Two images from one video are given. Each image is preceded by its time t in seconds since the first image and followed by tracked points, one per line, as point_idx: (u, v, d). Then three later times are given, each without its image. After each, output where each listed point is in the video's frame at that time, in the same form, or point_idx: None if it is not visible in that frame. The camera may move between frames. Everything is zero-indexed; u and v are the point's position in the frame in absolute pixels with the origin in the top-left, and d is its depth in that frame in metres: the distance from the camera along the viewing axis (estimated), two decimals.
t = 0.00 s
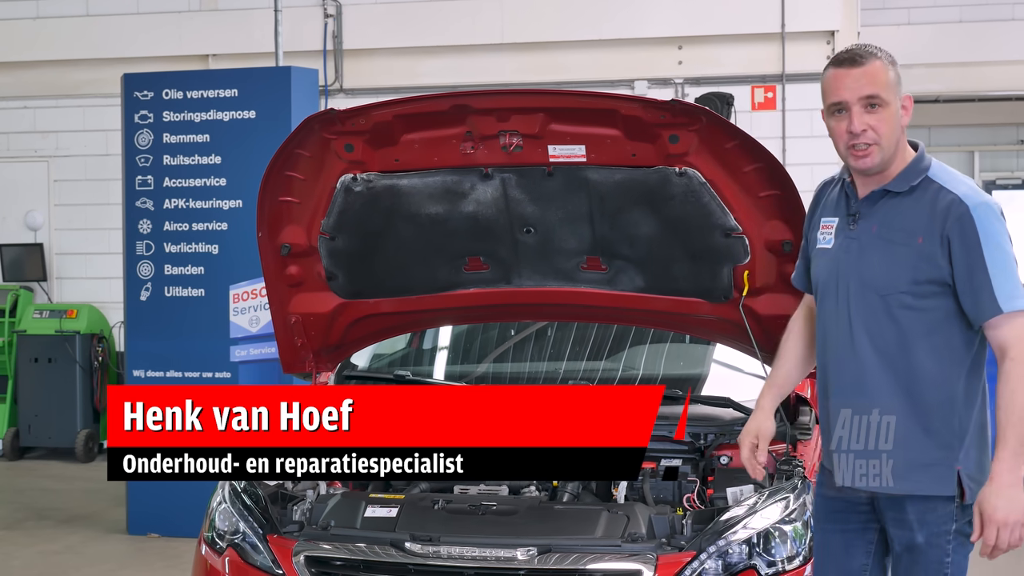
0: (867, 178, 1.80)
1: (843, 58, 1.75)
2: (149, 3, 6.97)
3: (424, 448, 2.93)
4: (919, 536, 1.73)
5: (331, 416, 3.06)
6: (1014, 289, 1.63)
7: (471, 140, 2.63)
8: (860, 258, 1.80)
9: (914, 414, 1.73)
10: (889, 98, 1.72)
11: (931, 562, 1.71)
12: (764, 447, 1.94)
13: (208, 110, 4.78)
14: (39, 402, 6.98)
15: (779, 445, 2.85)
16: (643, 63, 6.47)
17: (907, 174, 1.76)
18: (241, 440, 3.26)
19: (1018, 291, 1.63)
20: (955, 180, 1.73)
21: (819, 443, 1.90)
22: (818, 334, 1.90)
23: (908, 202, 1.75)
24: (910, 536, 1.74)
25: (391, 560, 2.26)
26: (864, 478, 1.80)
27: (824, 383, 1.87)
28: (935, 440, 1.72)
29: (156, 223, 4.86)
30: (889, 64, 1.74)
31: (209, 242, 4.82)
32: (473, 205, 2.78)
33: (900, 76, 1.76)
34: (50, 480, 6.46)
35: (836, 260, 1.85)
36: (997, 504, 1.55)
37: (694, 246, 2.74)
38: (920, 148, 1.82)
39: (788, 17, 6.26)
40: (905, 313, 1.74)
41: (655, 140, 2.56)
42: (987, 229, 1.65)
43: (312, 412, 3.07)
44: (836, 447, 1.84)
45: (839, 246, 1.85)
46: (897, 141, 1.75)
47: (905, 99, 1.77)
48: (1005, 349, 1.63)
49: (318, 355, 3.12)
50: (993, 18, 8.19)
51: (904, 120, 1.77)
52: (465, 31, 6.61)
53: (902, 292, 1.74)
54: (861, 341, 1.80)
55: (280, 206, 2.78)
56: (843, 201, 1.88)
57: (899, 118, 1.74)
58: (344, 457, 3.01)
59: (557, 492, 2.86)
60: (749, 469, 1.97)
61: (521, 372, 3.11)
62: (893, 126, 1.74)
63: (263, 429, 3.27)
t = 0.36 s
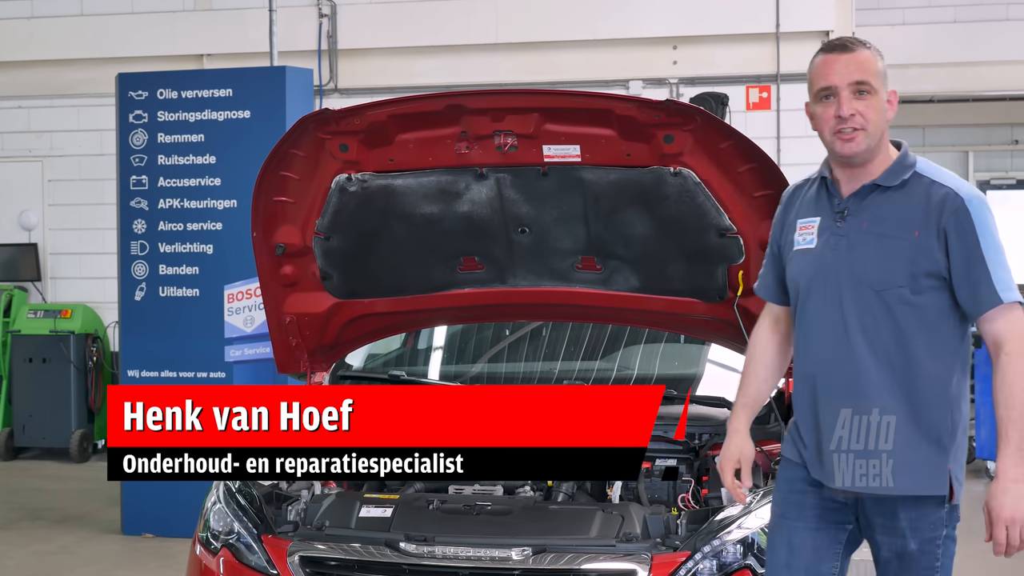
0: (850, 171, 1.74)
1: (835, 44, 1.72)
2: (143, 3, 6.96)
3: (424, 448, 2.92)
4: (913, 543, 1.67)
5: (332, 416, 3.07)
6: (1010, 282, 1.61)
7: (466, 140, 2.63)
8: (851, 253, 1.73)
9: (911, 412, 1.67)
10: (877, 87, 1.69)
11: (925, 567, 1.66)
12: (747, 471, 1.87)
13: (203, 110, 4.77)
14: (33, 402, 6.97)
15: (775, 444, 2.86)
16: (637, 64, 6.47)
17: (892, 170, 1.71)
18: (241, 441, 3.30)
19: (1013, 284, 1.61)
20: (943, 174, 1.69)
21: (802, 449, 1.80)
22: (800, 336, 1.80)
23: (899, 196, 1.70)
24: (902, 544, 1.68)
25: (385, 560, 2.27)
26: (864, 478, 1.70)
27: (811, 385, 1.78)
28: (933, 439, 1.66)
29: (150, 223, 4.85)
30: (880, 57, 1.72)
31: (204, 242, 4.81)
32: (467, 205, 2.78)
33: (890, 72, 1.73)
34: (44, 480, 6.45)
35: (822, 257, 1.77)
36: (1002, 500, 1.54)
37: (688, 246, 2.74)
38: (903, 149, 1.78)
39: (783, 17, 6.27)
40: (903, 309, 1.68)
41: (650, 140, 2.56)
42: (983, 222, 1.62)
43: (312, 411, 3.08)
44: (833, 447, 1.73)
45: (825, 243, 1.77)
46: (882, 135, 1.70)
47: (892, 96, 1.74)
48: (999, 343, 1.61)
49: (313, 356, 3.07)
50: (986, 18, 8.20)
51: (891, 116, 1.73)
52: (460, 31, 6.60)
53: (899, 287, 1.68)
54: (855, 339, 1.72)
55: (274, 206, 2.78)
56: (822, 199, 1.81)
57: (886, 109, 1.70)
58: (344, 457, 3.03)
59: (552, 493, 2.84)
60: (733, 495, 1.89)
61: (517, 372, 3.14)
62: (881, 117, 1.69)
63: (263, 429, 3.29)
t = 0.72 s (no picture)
0: (782, 168, 1.77)
1: (764, 44, 1.75)
2: (140, 3, 6.95)
3: (424, 448, 2.93)
4: (875, 551, 1.69)
5: (332, 416, 3.00)
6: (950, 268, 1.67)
7: (463, 140, 2.65)
8: (799, 254, 1.73)
9: (880, 409, 1.68)
10: (806, 85, 1.73)
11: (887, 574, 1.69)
12: (680, 497, 1.89)
13: (200, 109, 4.77)
14: (30, 402, 6.97)
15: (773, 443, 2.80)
16: (635, 64, 6.47)
17: (827, 167, 1.74)
18: (241, 440, 3.22)
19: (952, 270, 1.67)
20: (878, 170, 1.73)
21: (761, 460, 1.77)
22: (750, 342, 1.78)
23: (841, 194, 1.73)
24: (866, 552, 1.69)
25: (382, 560, 2.27)
26: (865, 478, 1.69)
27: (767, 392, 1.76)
28: (892, 433, 1.68)
29: (147, 223, 4.85)
30: (808, 56, 1.75)
31: (201, 242, 4.81)
32: (465, 205, 2.79)
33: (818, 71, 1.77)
34: (42, 480, 6.44)
35: (768, 261, 1.76)
36: (959, 496, 1.57)
37: (685, 246, 2.74)
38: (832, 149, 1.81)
39: (781, 17, 6.27)
40: (857, 304, 1.69)
41: (646, 140, 2.58)
42: (925, 212, 1.67)
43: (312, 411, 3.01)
44: (834, 448, 1.69)
45: (769, 248, 1.77)
46: (811, 131, 1.73)
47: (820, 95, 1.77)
48: (942, 333, 1.65)
49: (311, 356, 3.05)
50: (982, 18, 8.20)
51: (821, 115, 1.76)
52: (457, 31, 6.60)
53: (851, 282, 1.69)
54: (810, 341, 1.71)
55: (272, 206, 2.78)
56: (760, 204, 1.81)
57: (815, 108, 1.74)
58: (344, 457, 3.03)
59: (548, 492, 2.92)
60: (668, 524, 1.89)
61: (514, 372, 3.15)
62: (810, 113, 1.73)
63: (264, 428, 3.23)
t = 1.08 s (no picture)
0: (734, 162, 1.76)
1: (710, 37, 1.72)
2: (143, 3, 6.95)
3: (424, 448, 2.91)
4: (856, 547, 1.68)
5: (332, 416, 2.97)
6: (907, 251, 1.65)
7: (466, 140, 2.65)
8: (756, 248, 1.73)
9: (874, 408, 1.70)
10: (752, 78, 1.70)
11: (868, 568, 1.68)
12: (628, 493, 1.98)
13: (202, 110, 4.77)
14: (32, 402, 6.97)
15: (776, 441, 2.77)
16: (637, 64, 6.47)
17: (779, 159, 1.73)
18: (236, 439, 3.07)
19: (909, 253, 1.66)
20: (832, 158, 1.73)
21: (727, 460, 1.76)
22: (711, 340, 1.78)
23: (794, 183, 1.72)
24: (847, 549, 1.68)
25: (384, 560, 2.28)
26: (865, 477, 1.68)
27: (730, 390, 1.75)
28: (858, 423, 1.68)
29: (150, 223, 4.85)
30: (754, 48, 1.72)
31: (203, 242, 4.81)
32: (467, 205, 2.79)
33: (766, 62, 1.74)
34: (45, 480, 6.45)
35: (725, 257, 1.76)
36: (885, 474, 1.57)
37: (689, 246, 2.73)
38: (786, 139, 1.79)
39: (783, 17, 6.26)
40: (816, 296, 1.68)
41: (649, 141, 2.58)
42: (880, 196, 1.66)
43: (311, 411, 2.97)
44: (834, 448, 1.68)
45: (725, 243, 1.76)
46: (760, 124, 1.72)
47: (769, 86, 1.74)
48: (895, 319, 1.63)
49: (313, 356, 3.05)
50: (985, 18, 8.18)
51: (770, 106, 1.74)
52: (460, 31, 6.60)
53: (809, 273, 1.69)
54: (770, 336, 1.71)
55: (274, 206, 2.79)
56: (715, 200, 1.81)
57: (763, 100, 1.71)
58: (345, 457, 3.01)
59: (552, 492, 2.95)
60: (615, 518, 1.99)
61: (516, 372, 3.16)
62: (757, 107, 1.70)
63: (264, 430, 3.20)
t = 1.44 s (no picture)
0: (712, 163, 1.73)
1: (689, 35, 1.71)
2: (142, 3, 6.95)
3: (424, 447, 2.92)
4: (836, 550, 1.64)
5: (332, 416, 2.94)
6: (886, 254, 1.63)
7: (465, 140, 2.66)
8: (731, 248, 1.71)
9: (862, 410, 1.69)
10: (731, 77, 1.69)
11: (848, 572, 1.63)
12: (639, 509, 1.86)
13: (202, 110, 4.77)
14: (31, 402, 6.97)
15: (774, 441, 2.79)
16: (637, 63, 6.47)
17: (756, 158, 1.71)
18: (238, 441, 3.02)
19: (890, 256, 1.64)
20: (808, 159, 1.71)
21: (701, 464, 1.73)
22: (685, 341, 1.76)
23: (770, 184, 1.70)
24: (827, 552, 1.64)
25: (383, 560, 2.28)
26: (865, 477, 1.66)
27: (703, 391, 1.73)
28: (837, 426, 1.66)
29: (149, 223, 4.85)
30: (734, 48, 1.71)
31: (202, 242, 4.81)
32: (466, 205, 2.79)
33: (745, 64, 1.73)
34: (44, 480, 6.44)
35: (700, 257, 1.74)
36: (881, 487, 1.55)
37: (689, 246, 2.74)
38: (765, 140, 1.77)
39: (782, 17, 6.26)
40: (791, 297, 1.66)
41: (648, 141, 2.58)
42: (856, 198, 1.64)
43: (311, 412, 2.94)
44: (834, 447, 1.65)
45: (700, 243, 1.74)
46: (737, 125, 1.70)
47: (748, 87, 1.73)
48: (875, 324, 1.62)
49: (312, 356, 3.05)
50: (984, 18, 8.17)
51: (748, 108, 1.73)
52: (460, 31, 6.60)
53: (784, 274, 1.67)
54: (744, 338, 1.69)
55: (273, 207, 2.79)
56: (691, 199, 1.79)
57: (740, 101, 1.70)
58: (344, 457, 3.03)
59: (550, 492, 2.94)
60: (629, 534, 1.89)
61: (515, 372, 3.16)
62: (735, 107, 1.69)
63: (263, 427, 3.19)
